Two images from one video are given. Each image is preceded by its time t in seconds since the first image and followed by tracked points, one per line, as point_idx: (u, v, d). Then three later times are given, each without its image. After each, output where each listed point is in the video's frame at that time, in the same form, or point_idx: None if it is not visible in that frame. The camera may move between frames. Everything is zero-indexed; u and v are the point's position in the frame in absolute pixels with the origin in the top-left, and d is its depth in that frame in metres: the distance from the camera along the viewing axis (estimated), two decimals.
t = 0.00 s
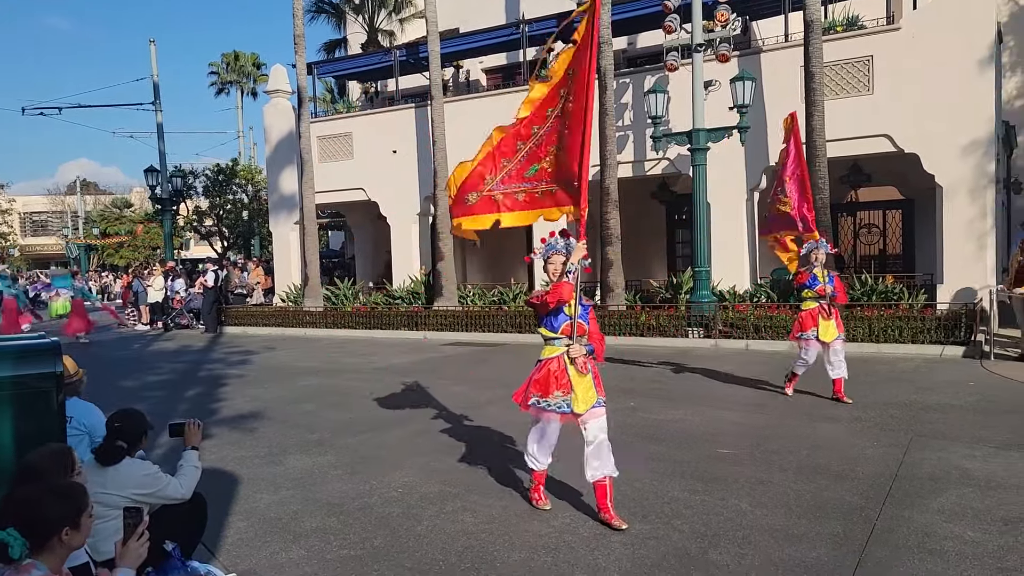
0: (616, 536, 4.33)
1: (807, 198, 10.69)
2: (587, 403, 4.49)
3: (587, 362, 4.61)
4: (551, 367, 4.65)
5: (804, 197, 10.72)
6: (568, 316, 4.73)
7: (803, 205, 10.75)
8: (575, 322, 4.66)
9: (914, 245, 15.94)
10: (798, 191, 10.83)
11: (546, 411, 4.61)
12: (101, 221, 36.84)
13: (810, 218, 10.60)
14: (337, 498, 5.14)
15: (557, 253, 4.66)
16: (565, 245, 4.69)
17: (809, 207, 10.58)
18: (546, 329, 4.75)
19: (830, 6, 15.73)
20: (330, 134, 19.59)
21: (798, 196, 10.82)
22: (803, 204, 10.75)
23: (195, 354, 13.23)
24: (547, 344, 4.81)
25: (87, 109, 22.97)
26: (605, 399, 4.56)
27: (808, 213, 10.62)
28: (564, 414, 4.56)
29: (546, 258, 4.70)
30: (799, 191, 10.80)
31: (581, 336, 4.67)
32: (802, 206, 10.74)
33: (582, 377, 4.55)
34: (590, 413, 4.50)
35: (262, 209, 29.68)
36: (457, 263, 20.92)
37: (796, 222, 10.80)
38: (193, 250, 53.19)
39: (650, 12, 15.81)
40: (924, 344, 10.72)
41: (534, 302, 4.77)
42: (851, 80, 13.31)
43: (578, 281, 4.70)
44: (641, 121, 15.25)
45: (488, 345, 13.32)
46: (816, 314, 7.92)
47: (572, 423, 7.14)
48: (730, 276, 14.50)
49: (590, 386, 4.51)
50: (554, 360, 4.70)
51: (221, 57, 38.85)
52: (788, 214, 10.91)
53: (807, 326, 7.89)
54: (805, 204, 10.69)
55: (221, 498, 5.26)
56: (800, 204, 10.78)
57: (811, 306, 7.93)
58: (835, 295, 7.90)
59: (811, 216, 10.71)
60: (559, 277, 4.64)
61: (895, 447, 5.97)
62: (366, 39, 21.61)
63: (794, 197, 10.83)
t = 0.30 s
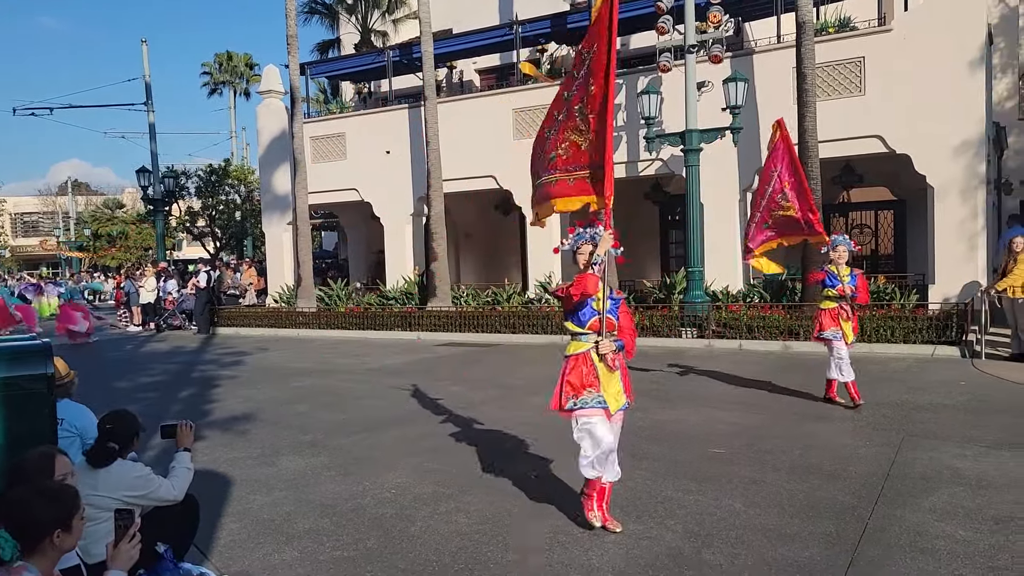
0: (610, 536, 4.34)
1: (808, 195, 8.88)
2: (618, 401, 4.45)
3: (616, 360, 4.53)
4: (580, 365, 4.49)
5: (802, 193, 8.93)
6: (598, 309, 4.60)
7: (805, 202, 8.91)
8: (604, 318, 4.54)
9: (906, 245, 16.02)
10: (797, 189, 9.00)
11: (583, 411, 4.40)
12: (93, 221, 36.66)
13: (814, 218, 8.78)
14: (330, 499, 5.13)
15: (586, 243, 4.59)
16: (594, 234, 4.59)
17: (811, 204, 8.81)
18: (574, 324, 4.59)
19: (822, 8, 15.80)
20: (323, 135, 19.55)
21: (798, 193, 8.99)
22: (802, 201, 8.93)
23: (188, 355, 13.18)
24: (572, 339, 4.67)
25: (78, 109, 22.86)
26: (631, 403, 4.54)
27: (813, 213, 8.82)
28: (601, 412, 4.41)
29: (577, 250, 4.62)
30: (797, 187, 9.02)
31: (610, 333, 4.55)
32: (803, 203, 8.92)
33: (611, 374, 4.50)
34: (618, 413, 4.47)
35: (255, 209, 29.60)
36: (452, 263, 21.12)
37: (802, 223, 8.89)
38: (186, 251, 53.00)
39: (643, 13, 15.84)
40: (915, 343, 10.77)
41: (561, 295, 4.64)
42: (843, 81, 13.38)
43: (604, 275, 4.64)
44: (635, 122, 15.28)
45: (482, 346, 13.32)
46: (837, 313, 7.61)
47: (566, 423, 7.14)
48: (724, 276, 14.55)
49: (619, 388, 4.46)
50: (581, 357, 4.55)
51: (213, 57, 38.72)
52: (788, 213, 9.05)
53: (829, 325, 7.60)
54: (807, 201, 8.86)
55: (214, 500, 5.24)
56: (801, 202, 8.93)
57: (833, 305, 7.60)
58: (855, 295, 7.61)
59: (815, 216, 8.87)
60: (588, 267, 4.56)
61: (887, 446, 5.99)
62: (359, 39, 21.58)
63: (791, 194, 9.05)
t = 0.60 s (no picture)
0: (603, 535, 4.35)
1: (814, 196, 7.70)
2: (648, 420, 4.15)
3: (646, 377, 4.22)
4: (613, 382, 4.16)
5: (807, 196, 7.72)
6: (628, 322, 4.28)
7: (814, 205, 7.72)
8: (634, 331, 4.22)
9: (898, 244, 16.10)
10: (801, 192, 7.78)
11: (617, 432, 4.04)
12: (85, 222, 36.54)
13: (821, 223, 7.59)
14: (325, 501, 5.12)
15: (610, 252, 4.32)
16: (619, 242, 4.31)
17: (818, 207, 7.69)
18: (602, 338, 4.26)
19: (814, 8, 15.85)
20: (316, 135, 19.51)
21: (804, 196, 7.76)
22: (809, 205, 7.75)
23: (181, 356, 13.15)
24: (601, 356, 4.32)
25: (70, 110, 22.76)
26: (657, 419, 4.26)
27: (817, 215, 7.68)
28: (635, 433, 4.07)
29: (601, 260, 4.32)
30: (800, 190, 7.81)
31: (642, 345, 4.22)
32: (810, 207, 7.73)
33: (641, 392, 4.17)
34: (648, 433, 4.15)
35: (248, 210, 29.54)
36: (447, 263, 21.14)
37: (806, 229, 7.73)
38: (179, 252, 52.88)
39: (636, 13, 15.86)
40: (908, 342, 10.83)
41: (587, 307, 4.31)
42: (836, 80, 13.42)
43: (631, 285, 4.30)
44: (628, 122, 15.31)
45: (476, 346, 13.32)
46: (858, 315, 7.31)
47: (560, 423, 7.15)
48: (717, 276, 14.60)
49: (649, 407, 4.18)
50: (613, 372, 4.21)
51: (205, 57, 38.59)
52: (793, 218, 7.83)
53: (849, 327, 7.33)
54: (813, 203, 7.72)
55: (207, 502, 5.21)
56: (807, 206, 7.75)
57: (852, 308, 7.34)
58: (875, 298, 7.27)
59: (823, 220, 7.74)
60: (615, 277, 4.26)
61: (880, 445, 6.02)
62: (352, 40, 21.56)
63: (794, 198, 7.81)
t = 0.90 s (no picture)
0: (598, 534, 4.36)
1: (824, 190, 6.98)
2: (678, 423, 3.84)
3: (677, 372, 4.03)
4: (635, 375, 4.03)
5: (818, 191, 7.00)
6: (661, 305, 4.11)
7: (824, 199, 6.97)
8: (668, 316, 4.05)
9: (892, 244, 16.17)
10: (812, 186, 7.04)
11: (630, 429, 3.93)
12: (78, 222, 36.41)
13: (836, 219, 6.86)
14: (319, 500, 5.12)
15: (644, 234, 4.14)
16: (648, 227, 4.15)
17: (829, 203, 6.93)
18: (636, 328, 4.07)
19: (809, 7, 15.89)
20: (311, 133, 19.47)
21: (815, 191, 7.03)
22: (819, 201, 6.99)
23: (175, 355, 13.11)
24: (628, 348, 4.16)
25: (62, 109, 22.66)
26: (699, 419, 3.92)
27: (830, 211, 6.90)
28: (651, 433, 3.89)
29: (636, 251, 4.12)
30: (810, 185, 7.07)
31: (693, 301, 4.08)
32: (822, 202, 6.97)
33: (671, 391, 3.93)
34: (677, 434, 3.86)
35: (242, 209, 29.47)
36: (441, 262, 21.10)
37: (819, 226, 6.95)
38: (172, 251, 52.73)
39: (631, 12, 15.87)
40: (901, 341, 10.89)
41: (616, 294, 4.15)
42: (830, 80, 13.47)
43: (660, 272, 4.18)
44: (623, 121, 15.32)
45: (471, 345, 13.33)
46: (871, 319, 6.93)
47: (554, 423, 7.15)
48: (711, 275, 14.63)
49: (680, 406, 3.89)
50: (641, 365, 4.06)
51: (199, 56, 38.44)
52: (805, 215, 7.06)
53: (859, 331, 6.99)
54: (824, 200, 6.95)
55: (202, 501, 5.20)
56: (821, 199, 6.97)
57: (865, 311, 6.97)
58: (891, 302, 6.91)
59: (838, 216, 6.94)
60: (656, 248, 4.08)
61: (874, 444, 6.04)
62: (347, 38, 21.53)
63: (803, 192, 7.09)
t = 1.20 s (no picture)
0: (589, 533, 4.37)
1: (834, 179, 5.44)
2: (723, 439, 3.60)
3: (722, 383, 3.78)
4: (676, 387, 3.77)
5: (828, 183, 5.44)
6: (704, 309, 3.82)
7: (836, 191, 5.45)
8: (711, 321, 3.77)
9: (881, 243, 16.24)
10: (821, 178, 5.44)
11: (673, 444, 3.65)
12: (67, 221, 36.18)
13: (847, 213, 5.43)
14: (310, 500, 5.11)
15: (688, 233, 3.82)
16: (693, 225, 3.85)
17: (838, 195, 5.45)
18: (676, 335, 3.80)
19: (799, 7, 15.96)
20: (301, 132, 19.39)
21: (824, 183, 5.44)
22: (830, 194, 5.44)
23: (165, 355, 13.03)
24: (667, 357, 3.90)
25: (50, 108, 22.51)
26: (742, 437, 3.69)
27: (839, 202, 5.45)
28: (696, 449, 3.62)
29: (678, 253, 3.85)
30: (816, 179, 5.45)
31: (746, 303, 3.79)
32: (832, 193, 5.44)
33: (716, 404, 3.68)
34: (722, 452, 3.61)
35: (232, 208, 29.33)
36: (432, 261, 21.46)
37: (837, 222, 5.39)
38: (162, 251, 52.46)
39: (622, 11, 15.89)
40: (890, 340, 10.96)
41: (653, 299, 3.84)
42: (819, 80, 13.53)
43: (701, 276, 3.92)
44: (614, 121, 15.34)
45: (463, 344, 13.32)
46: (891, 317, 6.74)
47: (545, 422, 7.15)
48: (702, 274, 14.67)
49: (726, 418, 3.65)
50: (682, 375, 3.80)
51: (188, 54, 38.24)
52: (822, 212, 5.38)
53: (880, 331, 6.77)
54: (836, 189, 5.44)
55: (191, 502, 5.17)
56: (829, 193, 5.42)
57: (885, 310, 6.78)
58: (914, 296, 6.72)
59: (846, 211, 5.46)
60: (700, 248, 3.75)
61: (863, 442, 6.08)
62: (337, 37, 21.47)
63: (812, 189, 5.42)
